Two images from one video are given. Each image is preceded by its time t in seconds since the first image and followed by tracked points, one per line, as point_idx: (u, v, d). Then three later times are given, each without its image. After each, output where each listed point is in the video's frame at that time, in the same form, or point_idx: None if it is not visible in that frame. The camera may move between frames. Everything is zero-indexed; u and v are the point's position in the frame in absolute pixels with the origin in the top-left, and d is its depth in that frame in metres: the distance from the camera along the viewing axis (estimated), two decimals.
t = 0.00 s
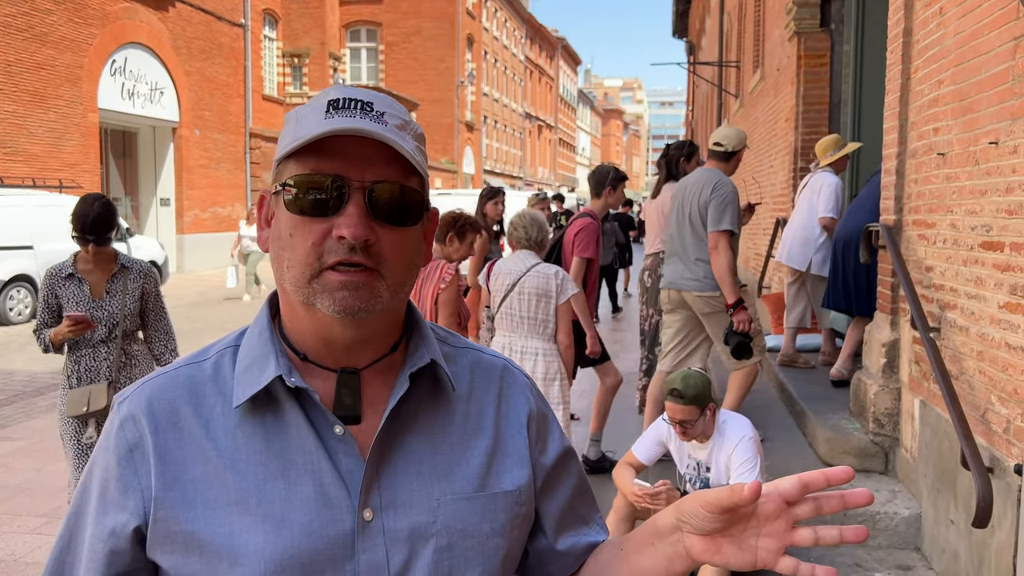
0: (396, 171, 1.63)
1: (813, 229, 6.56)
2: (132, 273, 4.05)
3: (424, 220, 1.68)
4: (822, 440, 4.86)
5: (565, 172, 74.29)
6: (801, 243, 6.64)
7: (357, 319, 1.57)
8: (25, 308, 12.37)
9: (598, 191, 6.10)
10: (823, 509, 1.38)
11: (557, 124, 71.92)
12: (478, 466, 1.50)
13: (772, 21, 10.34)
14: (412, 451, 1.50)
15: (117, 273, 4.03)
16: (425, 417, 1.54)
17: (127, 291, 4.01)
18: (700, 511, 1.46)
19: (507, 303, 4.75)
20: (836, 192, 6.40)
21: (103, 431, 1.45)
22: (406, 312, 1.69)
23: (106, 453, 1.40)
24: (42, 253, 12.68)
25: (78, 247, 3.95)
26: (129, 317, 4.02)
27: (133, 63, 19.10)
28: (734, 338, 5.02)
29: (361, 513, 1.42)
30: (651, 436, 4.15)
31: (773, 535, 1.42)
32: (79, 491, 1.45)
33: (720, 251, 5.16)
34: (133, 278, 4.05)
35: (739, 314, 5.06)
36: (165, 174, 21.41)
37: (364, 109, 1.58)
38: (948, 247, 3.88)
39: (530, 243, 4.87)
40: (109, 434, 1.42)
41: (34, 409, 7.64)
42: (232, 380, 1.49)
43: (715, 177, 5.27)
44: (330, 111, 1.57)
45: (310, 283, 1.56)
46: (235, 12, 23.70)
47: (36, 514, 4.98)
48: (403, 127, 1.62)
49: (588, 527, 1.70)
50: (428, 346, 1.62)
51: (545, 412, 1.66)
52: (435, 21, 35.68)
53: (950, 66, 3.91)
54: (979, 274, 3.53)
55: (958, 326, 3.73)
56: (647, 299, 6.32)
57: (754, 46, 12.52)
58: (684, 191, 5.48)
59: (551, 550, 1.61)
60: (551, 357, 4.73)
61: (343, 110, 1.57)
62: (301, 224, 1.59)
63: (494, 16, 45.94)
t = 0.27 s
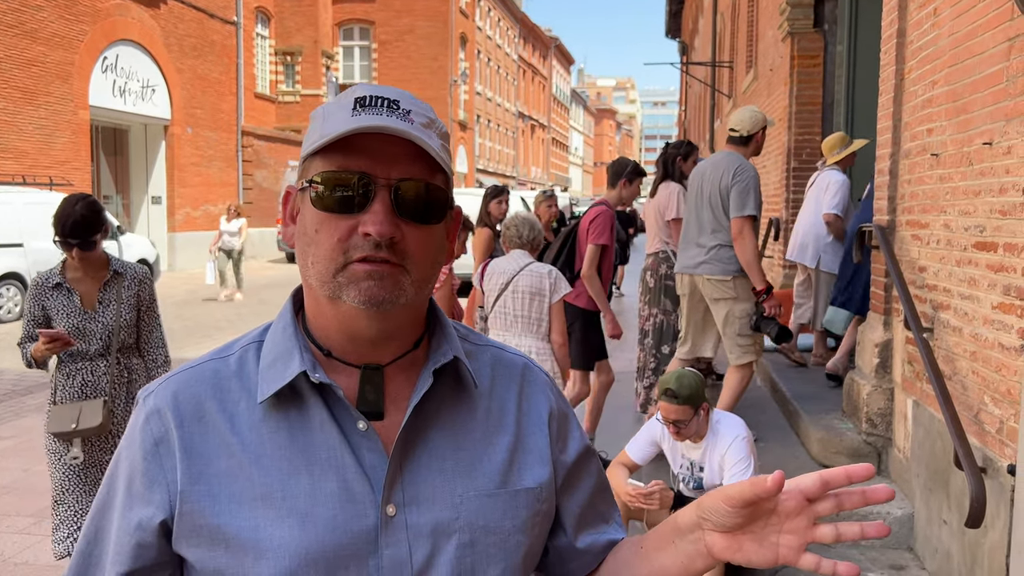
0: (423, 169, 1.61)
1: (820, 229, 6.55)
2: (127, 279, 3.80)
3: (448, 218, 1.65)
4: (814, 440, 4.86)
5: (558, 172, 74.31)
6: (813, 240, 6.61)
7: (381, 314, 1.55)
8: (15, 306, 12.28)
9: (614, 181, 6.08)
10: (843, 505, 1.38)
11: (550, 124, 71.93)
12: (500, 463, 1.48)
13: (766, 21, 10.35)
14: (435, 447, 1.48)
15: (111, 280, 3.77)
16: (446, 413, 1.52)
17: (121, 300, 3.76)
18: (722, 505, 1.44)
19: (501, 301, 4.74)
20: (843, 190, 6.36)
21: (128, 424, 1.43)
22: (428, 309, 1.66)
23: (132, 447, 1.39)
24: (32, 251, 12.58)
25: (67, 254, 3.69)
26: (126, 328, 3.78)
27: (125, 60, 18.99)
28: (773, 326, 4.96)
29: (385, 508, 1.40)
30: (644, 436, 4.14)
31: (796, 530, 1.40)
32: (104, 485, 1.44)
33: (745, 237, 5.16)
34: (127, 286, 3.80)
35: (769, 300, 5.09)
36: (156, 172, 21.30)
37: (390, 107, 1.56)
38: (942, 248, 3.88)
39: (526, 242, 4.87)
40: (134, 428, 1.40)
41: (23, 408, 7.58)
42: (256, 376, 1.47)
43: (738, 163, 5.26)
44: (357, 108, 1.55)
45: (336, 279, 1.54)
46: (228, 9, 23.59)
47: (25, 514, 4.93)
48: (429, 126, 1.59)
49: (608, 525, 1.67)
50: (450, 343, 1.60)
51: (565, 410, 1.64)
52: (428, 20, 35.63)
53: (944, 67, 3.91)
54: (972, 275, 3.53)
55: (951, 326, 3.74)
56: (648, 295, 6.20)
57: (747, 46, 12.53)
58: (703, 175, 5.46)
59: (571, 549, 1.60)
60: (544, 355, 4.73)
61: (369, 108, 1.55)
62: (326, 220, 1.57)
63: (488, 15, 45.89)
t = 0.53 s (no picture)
0: (461, 176, 1.61)
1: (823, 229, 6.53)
2: (116, 282, 3.43)
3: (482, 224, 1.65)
4: (808, 442, 4.87)
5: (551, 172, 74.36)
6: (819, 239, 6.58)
7: (419, 318, 1.54)
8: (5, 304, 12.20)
9: (621, 177, 6.08)
10: (876, 543, 1.40)
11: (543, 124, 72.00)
12: (520, 471, 1.47)
13: (760, 24, 10.38)
14: (455, 453, 1.47)
15: (100, 284, 3.40)
16: (465, 419, 1.51)
17: (112, 305, 3.39)
18: (758, 526, 1.42)
19: (498, 301, 4.71)
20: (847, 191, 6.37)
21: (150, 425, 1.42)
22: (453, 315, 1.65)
23: (153, 448, 1.38)
24: (22, 249, 12.51)
25: (50, 256, 3.34)
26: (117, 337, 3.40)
27: (117, 57, 18.91)
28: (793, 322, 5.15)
29: (404, 513, 1.39)
30: (639, 438, 4.14)
31: (823, 565, 1.39)
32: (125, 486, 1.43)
33: (758, 229, 5.22)
34: (118, 289, 3.43)
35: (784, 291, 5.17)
36: (148, 170, 21.21)
37: (428, 115, 1.53)
38: (937, 252, 3.89)
39: (521, 242, 4.87)
40: (156, 428, 1.39)
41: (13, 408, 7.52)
42: (279, 379, 1.46)
43: (746, 155, 5.30)
44: (396, 115, 1.52)
45: (379, 285, 1.52)
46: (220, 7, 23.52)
47: (16, 516, 4.87)
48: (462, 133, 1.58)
49: (624, 535, 1.65)
50: (470, 349, 1.59)
51: (583, 419, 1.63)
52: (422, 20, 35.61)
53: (940, 71, 3.92)
54: (968, 279, 3.54)
55: (947, 330, 3.74)
56: (648, 294, 6.14)
57: (741, 49, 12.55)
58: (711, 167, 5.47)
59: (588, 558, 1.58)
60: (541, 353, 4.71)
61: (408, 115, 1.52)
62: (369, 228, 1.54)
63: (482, 15, 45.90)
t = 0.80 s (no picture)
0: (508, 194, 1.61)
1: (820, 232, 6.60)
2: (104, 295, 3.12)
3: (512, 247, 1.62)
4: (803, 445, 4.86)
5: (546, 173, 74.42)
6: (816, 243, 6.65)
7: (427, 319, 1.50)
8: None
9: (625, 178, 6.06)
10: None
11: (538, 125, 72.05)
12: (528, 471, 1.46)
13: (755, 26, 10.39)
14: (464, 451, 1.46)
15: (84, 297, 3.09)
16: (475, 419, 1.50)
17: (96, 321, 3.07)
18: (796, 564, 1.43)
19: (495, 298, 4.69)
20: (841, 193, 6.40)
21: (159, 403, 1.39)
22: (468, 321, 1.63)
23: (163, 427, 1.35)
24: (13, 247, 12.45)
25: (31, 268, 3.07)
26: (102, 356, 3.08)
27: (110, 55, 18.84)
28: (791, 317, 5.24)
29: (413, 507, 1.37)
30: (635, 440, 4.13)
31: None
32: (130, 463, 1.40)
33: (760, 228, 5.20)
34: (105, 304, 3.11)
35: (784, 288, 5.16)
36: (141, 168, 21.14)
37: (489, 129, 1.55)
38: (933, 255, 3.89)
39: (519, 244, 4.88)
40: (166, 408, 1.37)
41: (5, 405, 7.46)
42: (293, 367, 1.44)
43: (747, 154, 5.32)
44: (460, 121, 1.55)
45: (393, 272, 1.50)
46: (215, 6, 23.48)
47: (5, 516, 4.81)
48: (519, 154, 1.59)
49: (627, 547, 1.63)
50: (484, 350, 1.58)
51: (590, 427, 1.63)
52: (417, 20, 35.59)
53: (937, 75, 3.93)
54: (964, 282, 3.54)
55: (942, 333, 3.75)
56: (653, 296, 6.13)
57: (736, 51, 12.56)
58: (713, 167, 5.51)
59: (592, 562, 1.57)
60: (536, 352, 4.69)
61: (471, 124, 1.55)
62: (401, 214, 1.54)
63: (477, 16, 45.92)
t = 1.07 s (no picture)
0: (503, 179, 1.61)
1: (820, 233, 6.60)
2: (89, 306, 2.81)
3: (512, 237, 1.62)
4: (800, 447, 4.87)
5: (544, 173, 74.47)
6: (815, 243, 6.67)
7: (428, 309, 1.50)
8: None
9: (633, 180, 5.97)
10: None
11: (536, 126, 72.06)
12: (527, 470, 1.47)
13: (754, 28, 10.41)
14: (468, 449, 1.46)
15: (68, 308, 2.78)
16: (478, 415, 1.50)
17: (78, 334, 2.76)
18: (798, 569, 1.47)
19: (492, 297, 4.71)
20: (845, 194, 6.41)
21: (164, 389, 1.37)
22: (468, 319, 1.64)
23: (170, 413, 1.32)
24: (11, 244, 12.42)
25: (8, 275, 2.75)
26: (83, 374, 2.75)
27: (109, 53, 18.81)
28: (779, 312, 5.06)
29: (419, 502, 1.37)
30: (632, 441, 4.12)
31: None
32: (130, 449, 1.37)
33: (757, 224, 5.22)
34: (89, 316, 2.80)
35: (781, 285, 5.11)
36: (139, 166, 21.12)
37: (484, 117, 1.57)
38: (930, 257, 3.90)
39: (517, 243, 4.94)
40: (172, 394, 1.34)
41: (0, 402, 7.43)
42: (301, 360, 1.43)
43: (747, 153, 5.31)
44: (454, 110, 1.56)
45: (392, 261, 1.50)
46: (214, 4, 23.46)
47: None
48: (515, 143, 1.60)
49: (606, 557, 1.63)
50: (487, 351, 1.58)
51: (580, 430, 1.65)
52: (415, 20, 35.59)
53: (935, 77, 3.93)
54: (961, 284, 3.54)
55: (939, 335, 3.75)
56: (665, 295, 6.21)
57: (735, 53, 12.58)
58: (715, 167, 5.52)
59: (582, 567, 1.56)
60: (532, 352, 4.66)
61: (465, 112, 1.56)
62: (398, 205, 1.54)
63: (475, 16, 45.91)
